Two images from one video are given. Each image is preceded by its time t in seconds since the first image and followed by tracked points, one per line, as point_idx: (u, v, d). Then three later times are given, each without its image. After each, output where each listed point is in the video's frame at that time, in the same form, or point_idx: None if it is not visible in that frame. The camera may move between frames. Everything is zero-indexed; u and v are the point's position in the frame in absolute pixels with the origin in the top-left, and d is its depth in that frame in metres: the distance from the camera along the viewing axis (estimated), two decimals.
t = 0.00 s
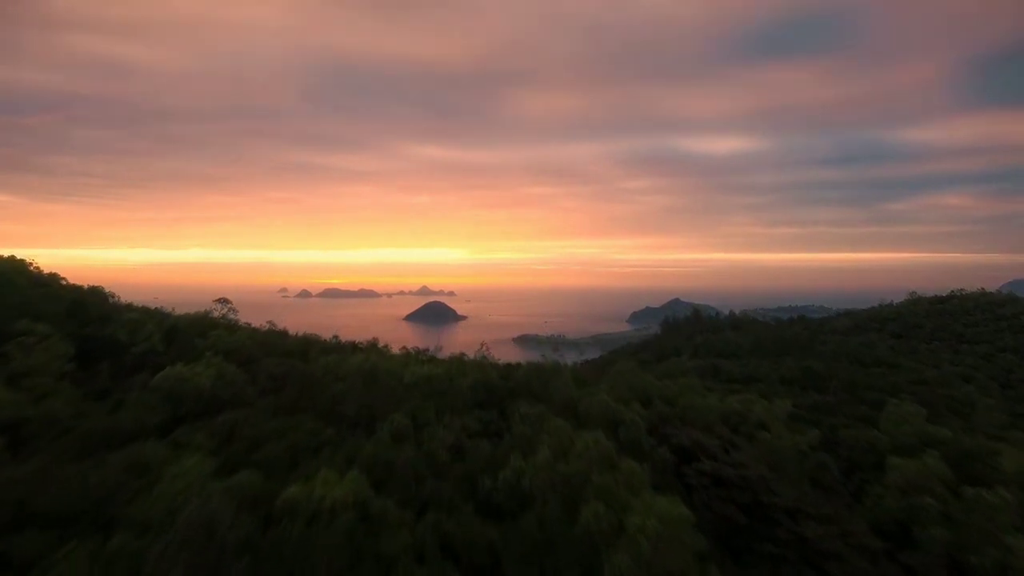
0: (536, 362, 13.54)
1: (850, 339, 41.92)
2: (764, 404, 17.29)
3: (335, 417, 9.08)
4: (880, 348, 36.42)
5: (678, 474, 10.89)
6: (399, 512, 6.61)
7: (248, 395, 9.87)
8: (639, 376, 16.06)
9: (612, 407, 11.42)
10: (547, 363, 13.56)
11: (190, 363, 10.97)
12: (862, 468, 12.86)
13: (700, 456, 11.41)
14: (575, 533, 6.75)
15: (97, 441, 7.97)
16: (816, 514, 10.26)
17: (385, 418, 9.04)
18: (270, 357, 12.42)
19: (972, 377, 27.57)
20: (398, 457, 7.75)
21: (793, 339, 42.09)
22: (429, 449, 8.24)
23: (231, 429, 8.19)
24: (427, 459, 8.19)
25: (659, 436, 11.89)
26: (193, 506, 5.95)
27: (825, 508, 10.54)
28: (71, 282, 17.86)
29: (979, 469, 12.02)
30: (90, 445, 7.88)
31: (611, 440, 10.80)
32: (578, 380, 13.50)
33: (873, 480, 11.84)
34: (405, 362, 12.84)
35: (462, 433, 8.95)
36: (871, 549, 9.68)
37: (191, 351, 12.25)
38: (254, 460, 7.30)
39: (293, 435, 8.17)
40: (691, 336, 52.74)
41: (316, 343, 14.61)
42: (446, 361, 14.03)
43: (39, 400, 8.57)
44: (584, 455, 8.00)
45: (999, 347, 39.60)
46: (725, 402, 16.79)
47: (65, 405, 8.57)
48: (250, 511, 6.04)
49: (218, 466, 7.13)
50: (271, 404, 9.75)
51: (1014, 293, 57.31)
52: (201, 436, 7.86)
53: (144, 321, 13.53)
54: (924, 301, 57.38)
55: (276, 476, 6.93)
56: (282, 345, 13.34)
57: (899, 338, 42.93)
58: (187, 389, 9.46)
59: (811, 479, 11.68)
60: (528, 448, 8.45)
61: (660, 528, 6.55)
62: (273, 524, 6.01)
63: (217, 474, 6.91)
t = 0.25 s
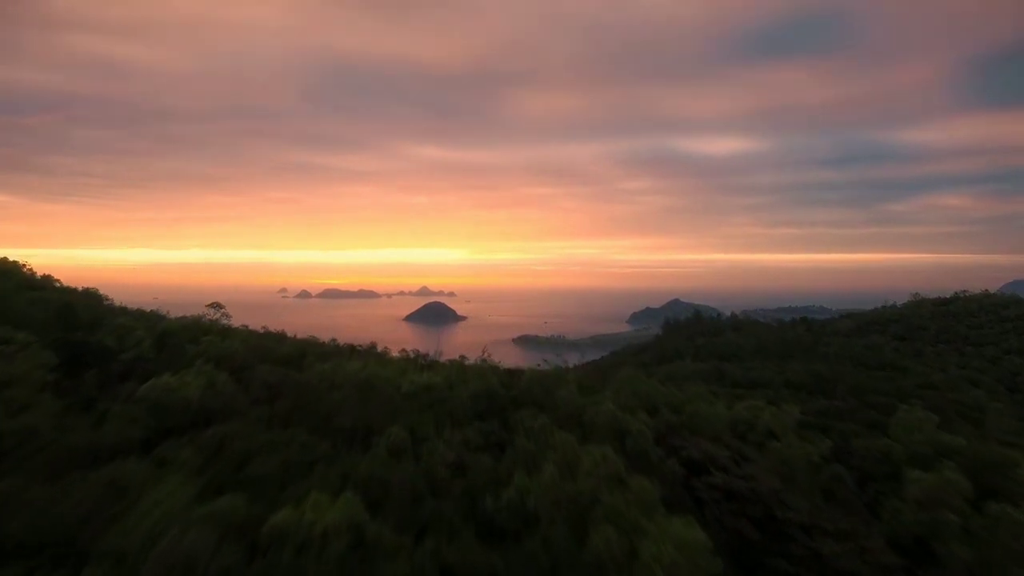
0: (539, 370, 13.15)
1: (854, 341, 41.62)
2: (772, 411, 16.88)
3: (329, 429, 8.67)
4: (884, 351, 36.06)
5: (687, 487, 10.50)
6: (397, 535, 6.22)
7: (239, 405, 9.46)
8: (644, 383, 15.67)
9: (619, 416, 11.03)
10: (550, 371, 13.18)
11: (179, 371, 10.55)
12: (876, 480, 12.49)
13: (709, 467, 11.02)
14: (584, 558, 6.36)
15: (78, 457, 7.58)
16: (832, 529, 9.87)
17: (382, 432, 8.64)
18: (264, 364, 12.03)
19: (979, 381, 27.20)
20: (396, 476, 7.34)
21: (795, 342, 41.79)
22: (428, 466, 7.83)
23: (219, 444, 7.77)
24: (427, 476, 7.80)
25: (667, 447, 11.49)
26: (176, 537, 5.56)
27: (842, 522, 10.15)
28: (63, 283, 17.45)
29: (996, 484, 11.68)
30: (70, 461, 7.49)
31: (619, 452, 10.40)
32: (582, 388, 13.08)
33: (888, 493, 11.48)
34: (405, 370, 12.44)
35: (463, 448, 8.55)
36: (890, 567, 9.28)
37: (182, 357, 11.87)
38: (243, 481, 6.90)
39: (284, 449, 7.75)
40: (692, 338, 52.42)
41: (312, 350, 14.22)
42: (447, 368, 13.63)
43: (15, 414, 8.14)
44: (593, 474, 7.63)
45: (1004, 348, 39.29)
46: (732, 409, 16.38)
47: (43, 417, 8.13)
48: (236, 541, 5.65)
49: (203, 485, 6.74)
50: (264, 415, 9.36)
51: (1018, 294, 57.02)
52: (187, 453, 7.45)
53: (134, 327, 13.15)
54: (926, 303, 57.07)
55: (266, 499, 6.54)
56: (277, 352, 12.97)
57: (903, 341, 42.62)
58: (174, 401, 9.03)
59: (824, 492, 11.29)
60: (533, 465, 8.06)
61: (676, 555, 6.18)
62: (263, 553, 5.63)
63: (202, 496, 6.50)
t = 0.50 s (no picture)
0: (544, 381, 12.64)
1: (859, 345, 41.13)
2: (783, 420, 16.35)
3: (322, 448, 8.17)
4: (891, 355, 35.54)
5: (700, 504, 9.98)
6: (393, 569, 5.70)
7: (227, 421, 8.95)
8: (651, 393, 15.15)
9: (628, 432, 10.53)
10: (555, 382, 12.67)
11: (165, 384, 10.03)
12: (895, 495, 11.97)
13: (723, 484, 10.50)
14: None
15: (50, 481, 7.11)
16: (854, 549, 9.34)
17: (378, 451, 8.13)
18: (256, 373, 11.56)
19: (991, 386, 26.65)
20: (392, 502, 6.82)
21: (800, 344, 41.31)
22: (427, 490, 7.32)
23: (203, 464, 7.26)
24: (426, 501, 7.29)
25: (679, 461, 10.97)
26: None
27: (864, 542, 9.62)
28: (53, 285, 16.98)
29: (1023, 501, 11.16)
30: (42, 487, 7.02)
31: (628, 468, 9.88)
32: (588, 399, 12.56)
33: (910, 510, 10.96)
34: (403, 382, 11.94)
35: (464, 468, 8.05)
36: None
37: (169, 367, 11.39)
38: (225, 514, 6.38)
39: (272, 472, 7.24)
40: (695, 341, 51.94)
41: (307, 359, 13.73)
42: (448, 378, 13.12)
43: None
44: (605, 498, 7.11)
45: (1012, 352, 38.80)
46: (743, 418, 15.84)
47: (15, 436, 7.61)
48: None
49: (182, 519, 6.24)
50: (253, 431, 8.87)
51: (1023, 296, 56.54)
52: (168, 475, 6.93)
53: (121, 335, 12.68)
54: (931, 305, 56.57)
55: (249, 535, 6.03)
56: (270, 360, 12.48)
57: (909, 344, 42.15)
58: (159, 416, 8.52)
59: (843, 509, 10.77)
60: (540, 489, 7.55)
61: None
62: None
63: (180, 531, 5.99)
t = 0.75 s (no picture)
0: (548, 390, 12.20)
1: (864, 347, 40.70)
2: (792, 428, 15.88)
3: (315, 466, 7.73)
4: (897, 359, 35.10)
5: (713, 520, 9.53)
6: None
7: (216, 435, 8.52)
8: (657, 402, 14.70)
9: (636, 445, 10.08)
10: (560, 392, 12.22)
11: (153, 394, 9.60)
12: (913, 508, 11.51)
13: (736, 499, 10.05)
14: None
15: (23, 501, 6.70)
16: (875, 569, 8.89)
17: (374, 469, 7.69)
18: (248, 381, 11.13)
19: (1001, 391, 26.17)
20: (388, 528, 6.38)
21: (804, 347, 40.87)
22: (425, 513, 6.88)
23: (186, 485, 6.83)
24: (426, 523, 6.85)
25: (689, 474, 10.52)
26: None
27: (885, 561, 9.17)
28: (43, 286, 16.55)
29: None
30: (10, 508, 6.60)
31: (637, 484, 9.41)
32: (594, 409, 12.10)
33: (930, 526, 10.50)
34: (402, 392, 11.49)
35: (465, 487, 7.60)
36: None
37: (157, 375, 10.96)
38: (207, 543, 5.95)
39: (260, 496, 6.80)
40: (697, 343, 51.52)
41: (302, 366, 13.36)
42: (449, 387, 12.67)
43: None
44: (616, 521, 6.65)
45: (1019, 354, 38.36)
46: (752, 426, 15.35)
47: None
48: None
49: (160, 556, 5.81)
50: (241, 446, 8.45)
51: None
52: (149, 499, 6.50)
53: (107, 341, 12.25)
54: (935, 306, 56.13)
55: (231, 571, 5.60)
56: (263, 368, 12.06)
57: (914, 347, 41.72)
58: (143, 430, 8.09)
59: (861, 526, 10.31)
60: (545, 511, 7.11)
61: None
62: None
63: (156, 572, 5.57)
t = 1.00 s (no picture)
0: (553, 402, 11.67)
1: (870, 351, 40.19)
2: (804, 438, 15.38)
3: (306, 493, 7.21)
4: (904, 363, 34.60)
5: (729, 543, 9.00)
6: None
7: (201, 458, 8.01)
8: (666, 413, 14.18)
9: (647, 462, 9.56)
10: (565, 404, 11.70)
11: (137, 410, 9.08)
12: (937, 526, 10.98)
13: (753, 519, 9.52)
14: None
15: None
16: None
17: (369, 495, 7.17)
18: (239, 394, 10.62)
19: (1013, 396, 25.66)
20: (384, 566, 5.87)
21: (809, 350, 40.37)
22: (423, 548, 6.37)
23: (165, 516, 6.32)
24: (424, 555, 6.36)
25: (702, 492, 9.99)
26: None
27: None
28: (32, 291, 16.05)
29: None
30: None
31: (650, 504, 8.90)
32: (602, 421, 11.59)
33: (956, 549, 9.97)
34: (400, 405, 10.96)
35: (468, 514, 7.08)
36: None
37: (143, 387, 10.45)
38: None
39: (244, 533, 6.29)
40: (700, 346, 51.03)
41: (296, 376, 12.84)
42: (449, 400, 12.14)
43: None
44: (633, 555, 6.14)
45: None
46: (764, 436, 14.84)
47: None
48: None
49: None
50: (228, 470, 7.97)
51: None
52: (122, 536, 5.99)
53: (92, 350, 11.74)
54: (940, 308, 55.60)
55: None
56: (254, 379, 11.55)
57: (921, 350, 41.24)
58: (123, 451, 7.58)
59: (884, 549, 9.80)
60: (554, 544, 6.59)
61: None
62: None
63: None
